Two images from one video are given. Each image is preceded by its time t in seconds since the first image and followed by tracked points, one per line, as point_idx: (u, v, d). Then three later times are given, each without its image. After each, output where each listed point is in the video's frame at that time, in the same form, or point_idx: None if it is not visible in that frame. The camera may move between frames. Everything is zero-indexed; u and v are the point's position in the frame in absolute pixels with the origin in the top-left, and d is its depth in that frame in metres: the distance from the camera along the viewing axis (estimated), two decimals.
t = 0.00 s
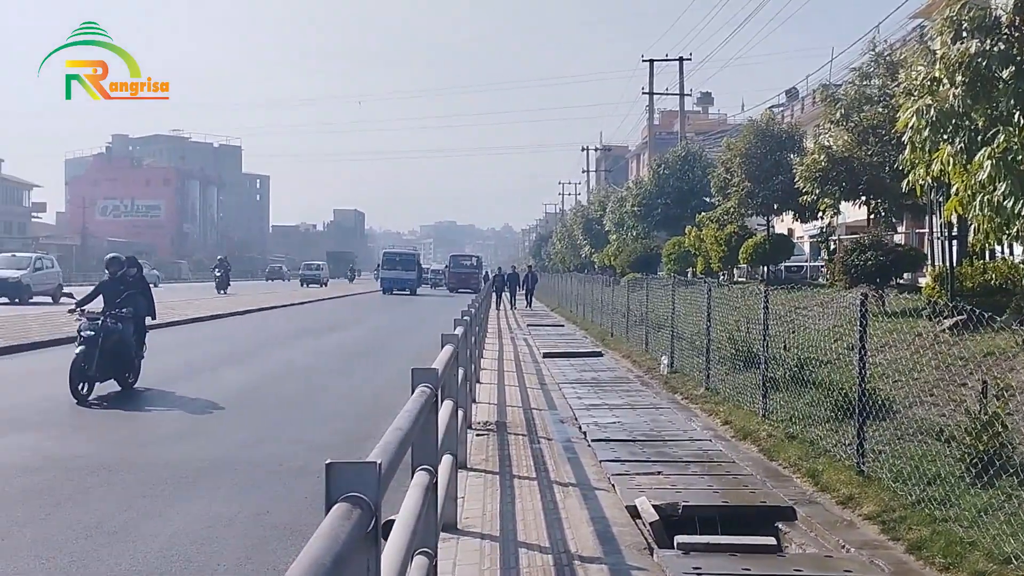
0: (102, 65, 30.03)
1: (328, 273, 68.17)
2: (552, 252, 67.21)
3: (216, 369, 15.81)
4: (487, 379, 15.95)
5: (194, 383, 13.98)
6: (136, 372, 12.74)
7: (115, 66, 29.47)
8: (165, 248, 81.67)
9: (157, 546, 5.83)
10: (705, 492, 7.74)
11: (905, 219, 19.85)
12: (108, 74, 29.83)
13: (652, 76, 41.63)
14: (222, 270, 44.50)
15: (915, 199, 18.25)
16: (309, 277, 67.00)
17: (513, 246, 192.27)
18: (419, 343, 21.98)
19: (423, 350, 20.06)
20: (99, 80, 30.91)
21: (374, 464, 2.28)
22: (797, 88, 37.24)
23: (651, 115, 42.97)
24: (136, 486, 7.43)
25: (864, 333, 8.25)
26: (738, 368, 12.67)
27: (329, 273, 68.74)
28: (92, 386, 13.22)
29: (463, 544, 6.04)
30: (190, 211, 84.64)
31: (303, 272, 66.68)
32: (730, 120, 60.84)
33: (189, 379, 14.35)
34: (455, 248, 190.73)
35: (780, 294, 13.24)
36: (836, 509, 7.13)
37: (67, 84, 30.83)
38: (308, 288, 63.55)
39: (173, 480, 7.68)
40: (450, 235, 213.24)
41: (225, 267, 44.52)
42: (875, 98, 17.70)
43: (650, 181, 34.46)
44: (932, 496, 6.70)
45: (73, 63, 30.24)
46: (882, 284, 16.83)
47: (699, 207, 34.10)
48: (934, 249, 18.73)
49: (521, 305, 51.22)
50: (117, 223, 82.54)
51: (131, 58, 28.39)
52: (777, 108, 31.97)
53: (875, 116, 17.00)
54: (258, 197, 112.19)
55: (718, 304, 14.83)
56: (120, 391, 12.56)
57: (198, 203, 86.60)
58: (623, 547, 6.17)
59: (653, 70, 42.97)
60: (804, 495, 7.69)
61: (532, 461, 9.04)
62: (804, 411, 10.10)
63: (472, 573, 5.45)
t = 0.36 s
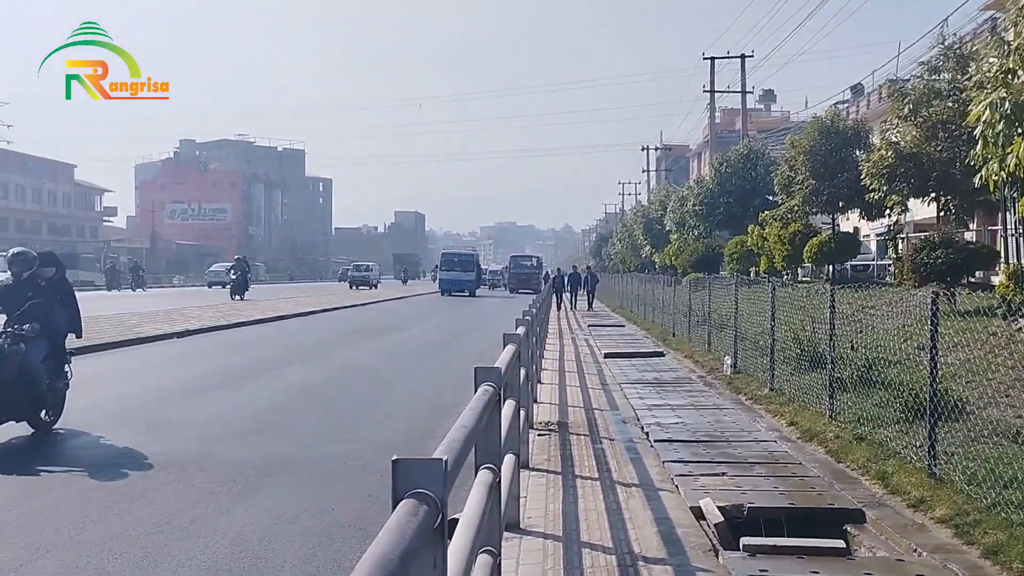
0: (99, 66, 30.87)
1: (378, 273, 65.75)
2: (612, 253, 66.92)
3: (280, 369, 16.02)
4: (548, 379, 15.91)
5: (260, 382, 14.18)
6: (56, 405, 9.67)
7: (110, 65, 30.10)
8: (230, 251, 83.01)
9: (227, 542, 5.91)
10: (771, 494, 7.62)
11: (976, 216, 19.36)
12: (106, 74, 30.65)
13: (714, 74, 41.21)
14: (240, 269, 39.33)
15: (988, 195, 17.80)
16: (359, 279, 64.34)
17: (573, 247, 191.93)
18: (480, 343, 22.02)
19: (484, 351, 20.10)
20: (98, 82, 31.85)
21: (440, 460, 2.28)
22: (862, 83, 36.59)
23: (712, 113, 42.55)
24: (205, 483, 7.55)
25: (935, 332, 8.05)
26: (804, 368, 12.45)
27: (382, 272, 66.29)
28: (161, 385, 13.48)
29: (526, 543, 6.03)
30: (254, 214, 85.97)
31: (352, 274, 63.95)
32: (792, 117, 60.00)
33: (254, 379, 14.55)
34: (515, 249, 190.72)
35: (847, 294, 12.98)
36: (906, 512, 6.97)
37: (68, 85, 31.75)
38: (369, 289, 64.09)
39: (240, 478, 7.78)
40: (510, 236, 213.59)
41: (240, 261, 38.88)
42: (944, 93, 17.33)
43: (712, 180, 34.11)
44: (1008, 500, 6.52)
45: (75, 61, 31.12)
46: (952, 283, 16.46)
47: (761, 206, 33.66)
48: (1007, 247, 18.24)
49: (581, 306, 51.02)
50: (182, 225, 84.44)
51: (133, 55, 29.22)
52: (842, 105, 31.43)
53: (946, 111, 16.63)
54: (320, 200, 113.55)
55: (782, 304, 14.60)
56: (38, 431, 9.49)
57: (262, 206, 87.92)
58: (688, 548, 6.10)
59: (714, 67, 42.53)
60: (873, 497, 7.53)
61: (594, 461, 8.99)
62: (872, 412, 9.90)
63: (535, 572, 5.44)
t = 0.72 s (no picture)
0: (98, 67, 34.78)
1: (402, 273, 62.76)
2: (650, 253, 66.62)
3: (318, 368, 16.14)
4: (585, 380, 15.87)
5: (298, 381, 14.29)
6: None
7: (107, 65, 34.10)
8: (269, 252, 83.80)
9: (266, 541, 5.94)
10: (811, 496, 7.51)
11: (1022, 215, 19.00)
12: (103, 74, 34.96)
13: (752, 73, 40.85)
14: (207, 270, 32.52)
15: None
16: (383, 281, 60.79)
17: (610, 248, 191.52)
18: (517, 343, 22.02)
19: (521, 351, 20.10)
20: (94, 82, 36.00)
21: (474, 461, 2.24)
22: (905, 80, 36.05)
23: (751, 112, 42.20)
24: (245, 482, 7.61)
25: (980, 332, 7.90)
26: (844, 369, 12.29)
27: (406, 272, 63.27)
28: (201, 384, 13.64)
29: (562, 545, 6.00)
30: (293, 215, 86.73)
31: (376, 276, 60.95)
32: (833, 116, 59.36)
33: (293, 378, 14.68)
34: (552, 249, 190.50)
35: (888, 294, 12.79)
36: (950, 516, 6.84)
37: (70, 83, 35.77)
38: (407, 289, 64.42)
39: (279, 477, 7.84)
40: (547, 236, 213.71)
41: (210, 260, 32.06)
42: (989, 90, 17.06)
43: (751, 179, 33.83)
44: None
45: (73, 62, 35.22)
46: (997, 283, 16.16)
47: (801, 206, 33.31)
48: None
49: (619, 307, 50.82)
50: (222, 227, 85.49)
51: (130, 55, 33.36)
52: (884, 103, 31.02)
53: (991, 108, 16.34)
54: (358, 201, 114.41)
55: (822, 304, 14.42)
56: None
57: (300, 207, 88.68)
58: (726, 551, 6.03)
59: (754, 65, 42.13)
60: (917, 501, 7.40)
61: (631, 462, 8.95)
62: (914, 414, 9.74)
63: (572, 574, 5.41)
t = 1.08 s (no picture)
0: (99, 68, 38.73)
1: (435, 271, 58.78)
2: (698, 253, 66.08)
3: (366, 368, 16.23)
4: (633, 380, 15.79)
5: (346, 381, 14.38)
6: None
7: (106, 66, 37.55)
8: (317, 253, 84.50)
9: (315, 539, 5.95)
10: (865, 499, 7.38)
11: None
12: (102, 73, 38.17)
13: (803, 69, 40.26)
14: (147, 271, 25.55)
15: None
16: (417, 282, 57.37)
17: (657, 248, 190.51)
18: (564, 343, 21.97)
19: (568, 351, 20.05)
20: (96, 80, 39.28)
21: (527, 458, 2.22)
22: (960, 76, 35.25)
23: (801, 110, 41.64)
24: (295, 480, 7.65)
25: None
26: (898, 370, 12.09)
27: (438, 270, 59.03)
28: (252, 383, 13.79)
29: (611, 545, 5.95)
30: (340, 217, 87.45)
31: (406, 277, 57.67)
32: (886, 113, 58.33)
33: (341, 378, 14.78)
34: (599, 249, 189.54)
35: (943, 294, 12.55)
36: (1010, 521, 6.67)
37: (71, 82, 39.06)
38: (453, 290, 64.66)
39: (328, 475, 7.88)
40: (593, 237, 213.18)
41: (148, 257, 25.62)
42: None
43: (801, 178, 33.40)
44: None
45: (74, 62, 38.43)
46: None
47: (853, 205, 32.79)
48: None
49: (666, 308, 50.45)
50: (271, 228, 86.52)
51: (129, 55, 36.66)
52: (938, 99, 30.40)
53: None
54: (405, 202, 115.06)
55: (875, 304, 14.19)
56: None
57: (348, 209, 89.39)
58: (778, 553, 5.94)
59: (803, 62, 41.54)
60: (975, 505, 7.23)
61: (680, 463, 8.87)
62: (971, 417, 9.54)
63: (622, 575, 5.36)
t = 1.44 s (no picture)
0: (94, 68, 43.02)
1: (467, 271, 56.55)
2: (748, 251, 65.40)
3: (415, 366, 16.30)
4: (682, 379, 15.68)
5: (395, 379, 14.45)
6: None
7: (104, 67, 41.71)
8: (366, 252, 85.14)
9: (366, 535, 5.99)
10: (922, 500, 7.24)
11: None
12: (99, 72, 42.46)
13: (855, 64, 39.60)
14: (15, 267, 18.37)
15: None
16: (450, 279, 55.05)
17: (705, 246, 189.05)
18: (612, 342, 21.88)
19: (616, 349, 19.95)
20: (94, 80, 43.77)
21: (582, 455, 2.22)
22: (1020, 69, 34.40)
23: (854, 105, 41.00)
24: (346, 477, 7.70)
25: None
26: (955, 369, 11.85)
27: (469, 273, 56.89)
28: (303, 380, 13.92)
29: (661, 545, 5.91)
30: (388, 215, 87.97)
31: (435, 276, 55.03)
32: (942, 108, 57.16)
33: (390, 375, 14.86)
34: (647, 248, 188.63)
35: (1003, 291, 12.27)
36: None
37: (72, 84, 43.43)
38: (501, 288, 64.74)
39: (378, 472, 7.92)
40: (641, 235, 212.19)
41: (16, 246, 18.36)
42: None
43: (853, 174, 32.90)
44: None
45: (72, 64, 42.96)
46: None
47: (907, 201, 32.19)
48: None
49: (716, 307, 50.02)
50: (320, 227, 87.36)
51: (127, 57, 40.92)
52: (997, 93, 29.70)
53: None
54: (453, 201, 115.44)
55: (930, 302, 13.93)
56: None
57: (396, 207, 89.90)
58: (833, 554, 5.85)
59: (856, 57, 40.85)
60: None
61: (731, 463, 8.79)
62: None
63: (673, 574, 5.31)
